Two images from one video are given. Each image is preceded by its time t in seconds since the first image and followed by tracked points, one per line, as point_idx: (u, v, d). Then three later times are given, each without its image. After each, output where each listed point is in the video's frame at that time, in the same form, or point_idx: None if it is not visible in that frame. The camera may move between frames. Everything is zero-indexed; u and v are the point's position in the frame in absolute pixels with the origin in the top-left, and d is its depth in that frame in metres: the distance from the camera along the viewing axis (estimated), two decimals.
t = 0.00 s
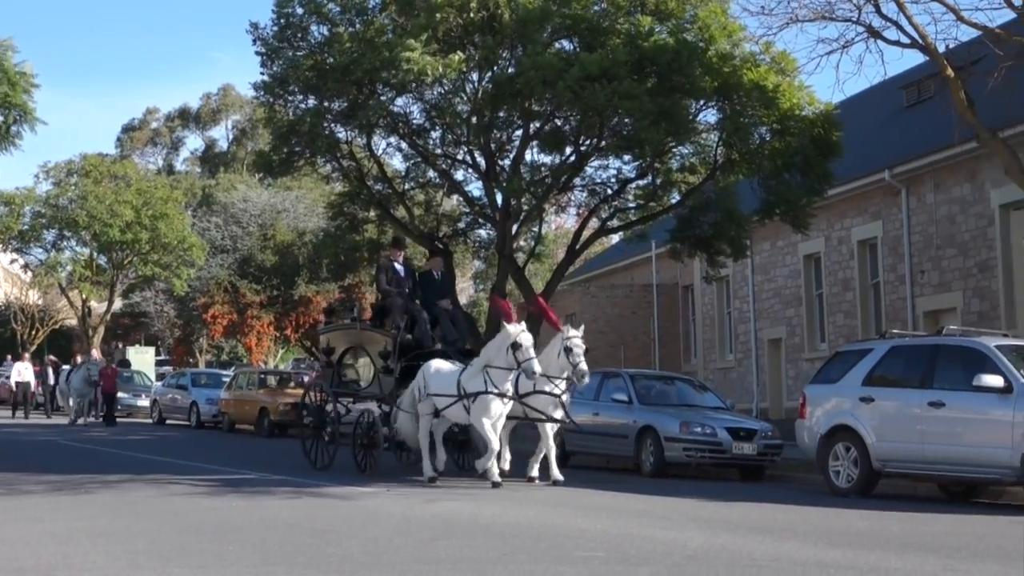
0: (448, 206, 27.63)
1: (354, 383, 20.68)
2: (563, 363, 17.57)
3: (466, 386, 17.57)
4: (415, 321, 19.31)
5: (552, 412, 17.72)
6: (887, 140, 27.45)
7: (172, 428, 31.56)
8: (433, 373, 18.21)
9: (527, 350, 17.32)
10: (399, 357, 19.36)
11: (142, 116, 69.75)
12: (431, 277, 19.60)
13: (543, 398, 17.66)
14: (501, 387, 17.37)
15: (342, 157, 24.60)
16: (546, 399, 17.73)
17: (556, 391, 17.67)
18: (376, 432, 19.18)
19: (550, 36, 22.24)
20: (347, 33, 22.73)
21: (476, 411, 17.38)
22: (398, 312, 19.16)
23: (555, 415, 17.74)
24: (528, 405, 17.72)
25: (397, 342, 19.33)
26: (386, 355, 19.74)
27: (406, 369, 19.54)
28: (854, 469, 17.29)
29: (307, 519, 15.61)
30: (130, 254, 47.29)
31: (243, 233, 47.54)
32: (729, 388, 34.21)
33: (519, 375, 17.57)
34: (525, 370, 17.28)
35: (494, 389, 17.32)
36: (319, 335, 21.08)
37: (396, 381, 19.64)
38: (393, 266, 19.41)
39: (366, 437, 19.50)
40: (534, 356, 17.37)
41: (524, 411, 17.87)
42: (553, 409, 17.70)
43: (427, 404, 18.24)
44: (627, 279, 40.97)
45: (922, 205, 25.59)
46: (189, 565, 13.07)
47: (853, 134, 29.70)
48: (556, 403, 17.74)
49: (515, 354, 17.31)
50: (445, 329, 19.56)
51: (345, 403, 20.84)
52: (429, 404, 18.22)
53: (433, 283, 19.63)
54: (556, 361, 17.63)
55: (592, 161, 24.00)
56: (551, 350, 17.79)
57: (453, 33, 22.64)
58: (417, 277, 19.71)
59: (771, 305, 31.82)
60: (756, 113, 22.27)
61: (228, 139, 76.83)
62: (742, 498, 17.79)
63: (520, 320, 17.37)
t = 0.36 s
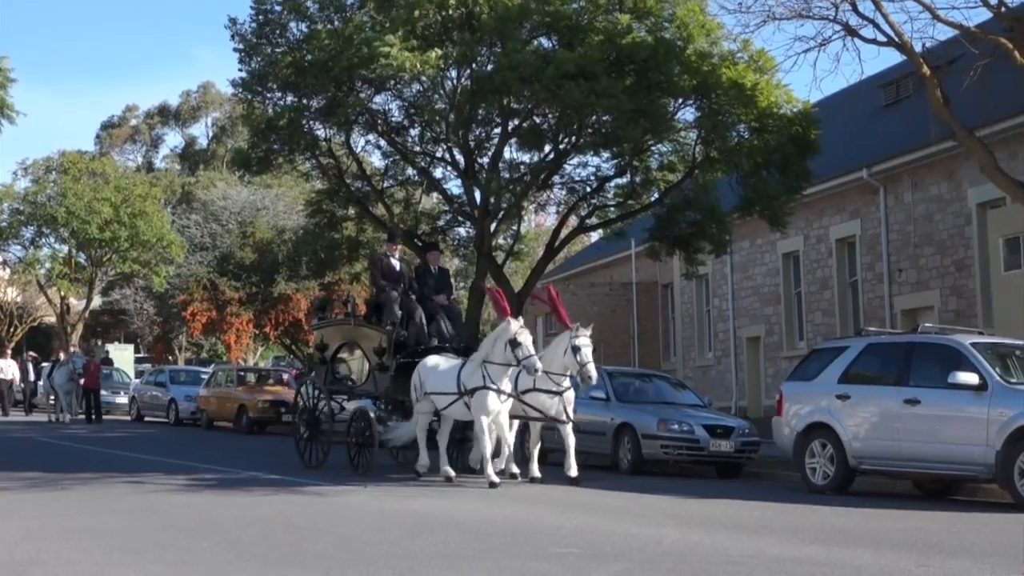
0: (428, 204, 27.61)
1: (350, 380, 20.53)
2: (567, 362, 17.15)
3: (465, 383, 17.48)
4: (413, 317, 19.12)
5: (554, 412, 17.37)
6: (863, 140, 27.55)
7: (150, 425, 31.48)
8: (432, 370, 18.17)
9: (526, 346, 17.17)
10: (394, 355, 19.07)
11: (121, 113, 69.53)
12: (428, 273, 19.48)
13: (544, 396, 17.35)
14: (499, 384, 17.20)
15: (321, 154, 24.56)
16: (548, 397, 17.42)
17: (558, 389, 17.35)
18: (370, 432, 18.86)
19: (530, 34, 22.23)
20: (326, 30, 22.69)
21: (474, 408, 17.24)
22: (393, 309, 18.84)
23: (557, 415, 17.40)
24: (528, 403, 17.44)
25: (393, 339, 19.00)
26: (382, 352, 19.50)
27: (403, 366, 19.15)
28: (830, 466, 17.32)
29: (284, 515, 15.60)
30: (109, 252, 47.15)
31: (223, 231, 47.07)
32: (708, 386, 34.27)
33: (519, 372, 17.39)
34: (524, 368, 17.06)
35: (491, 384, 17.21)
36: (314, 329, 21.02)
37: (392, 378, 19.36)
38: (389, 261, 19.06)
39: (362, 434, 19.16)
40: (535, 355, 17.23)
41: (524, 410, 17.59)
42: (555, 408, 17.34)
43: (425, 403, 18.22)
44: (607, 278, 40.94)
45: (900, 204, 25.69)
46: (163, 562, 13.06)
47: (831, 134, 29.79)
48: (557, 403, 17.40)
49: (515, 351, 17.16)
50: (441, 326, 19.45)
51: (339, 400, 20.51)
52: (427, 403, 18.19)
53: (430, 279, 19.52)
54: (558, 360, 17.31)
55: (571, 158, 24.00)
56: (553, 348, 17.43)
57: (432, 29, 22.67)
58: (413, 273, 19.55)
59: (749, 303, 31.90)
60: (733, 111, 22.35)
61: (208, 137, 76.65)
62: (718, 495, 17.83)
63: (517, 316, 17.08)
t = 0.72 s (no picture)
0: (408, 198, 27.59)
1: (340, 373, 19.82)
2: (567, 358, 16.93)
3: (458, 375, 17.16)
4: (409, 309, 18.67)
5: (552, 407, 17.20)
6: (845, 137, 27.56)
7: (129, 417, 31.43)
8: (427, 359, 17.81)
9: (526, 338, 16.83)
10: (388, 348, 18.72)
11: (103, 105, 69.36)
12: (426, 263, 18.94)
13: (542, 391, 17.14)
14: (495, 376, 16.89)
15: (302, 146, 24.53)
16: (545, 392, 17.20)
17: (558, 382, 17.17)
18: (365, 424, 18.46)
19: (510, 28, 22.22)
20: (307, 22, 22.65)
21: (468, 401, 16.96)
22: (390, 299, 18.45)
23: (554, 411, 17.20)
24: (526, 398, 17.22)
25: (389, 331, 18.67)
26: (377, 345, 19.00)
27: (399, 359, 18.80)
28: (804, 462, 17.37)
29: (257, 508, 15.58)
30: (89, 243, 46.82)
31: (205, 223, 47.16)
32: (688, 382, 34.31)
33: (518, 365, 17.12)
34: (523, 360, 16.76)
35: (487, 377, 16.91)
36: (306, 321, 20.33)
37: (388, 371, 18.85)
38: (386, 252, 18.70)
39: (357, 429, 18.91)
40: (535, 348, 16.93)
41: (523, 404, 17.39)
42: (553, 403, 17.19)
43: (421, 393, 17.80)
44: (589, 273, 40.92)
45: (881, 201, 25.73)
46: (133, 553, 13.03)
47: (813, 130, 29.81)
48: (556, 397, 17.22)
49: (515, 342, 16.85)
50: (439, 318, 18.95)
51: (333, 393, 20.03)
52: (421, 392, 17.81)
53: (427, 270, 19.01)
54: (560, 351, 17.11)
55: (552, 153, 24.00)
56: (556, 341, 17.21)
57: (411, 24, 22.61)
58: (411, 262, 19.05)
59: (730, 299, 31.94)
60: (714, 107, 22.37)
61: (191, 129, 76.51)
62: (694, 490, 17.85)
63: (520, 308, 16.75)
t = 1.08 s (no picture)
0: (388, 189, 27.60)
1: (331, 364, 19.71)
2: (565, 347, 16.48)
3: (455, 362, 16.82)
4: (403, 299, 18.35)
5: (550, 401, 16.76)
6: (826, 132, 27.61)
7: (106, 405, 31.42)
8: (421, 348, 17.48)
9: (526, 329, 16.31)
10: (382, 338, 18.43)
11: (85, 92, 69.16)
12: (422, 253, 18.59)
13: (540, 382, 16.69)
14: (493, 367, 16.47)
15: (282, 135, 24.52)
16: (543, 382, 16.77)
17: (556, 374, 16.69)
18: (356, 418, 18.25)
19: (491, 20, 22.23)
20: (287, 11, 22.62)
21: (464, 389, 16.60)
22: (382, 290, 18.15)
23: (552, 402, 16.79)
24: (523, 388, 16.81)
25: (383, 322, 18.31)
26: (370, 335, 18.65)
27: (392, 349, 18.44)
28: (774, 456, 17.45)
29: (227, 497, 15.60)
30: (70, 230, 46.50)
31: (186, 212, 45.40)
32: (666, 375, 34.40)
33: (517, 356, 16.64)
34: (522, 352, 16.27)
35: (483, 366, 16.52)
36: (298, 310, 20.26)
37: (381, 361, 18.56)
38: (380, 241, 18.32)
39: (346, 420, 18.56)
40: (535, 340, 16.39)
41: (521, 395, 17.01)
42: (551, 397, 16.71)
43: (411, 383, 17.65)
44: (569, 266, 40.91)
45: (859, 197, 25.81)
46: (99, 542, 13.05)
47: (793, 125, 29.86)
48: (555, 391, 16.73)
49: (514, 334, 16.35)
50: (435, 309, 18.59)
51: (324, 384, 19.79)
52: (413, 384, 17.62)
53: (423, 259, 18.65)
54: (559, 343, 16.59)
55: (532, 146, 24.03)
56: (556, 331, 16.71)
57: (391, 15, 22.54)
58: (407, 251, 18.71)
59: (709, 293, 32.02)
60: (694, 100, 22.39)
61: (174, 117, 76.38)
62: (665, 483, 17.92)
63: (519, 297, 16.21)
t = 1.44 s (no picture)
0: (369, 179, 27.57)
1: (329, 355, 19.66)
2: (571, 339, 16.38)
3: (455, 355, 16.59)
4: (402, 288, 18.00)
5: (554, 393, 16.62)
6: (806, 124, 27.65)
7: (86, 395, 31.38)
8: (423, 342, 17.38)
9: (531, 325, 15.94)
10: (380, 328, 18.24)
11: (67, 80, 68.94)
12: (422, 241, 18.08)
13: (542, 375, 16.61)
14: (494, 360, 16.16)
15: (263, 124, 24.47)
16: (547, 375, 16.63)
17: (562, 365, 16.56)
18: (353, 409, 18.02)
19: (472, 10, 22.20)
20: None
21: (464, 383, 16.30)
22: (382, 279, 17.67)
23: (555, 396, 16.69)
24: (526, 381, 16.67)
25: (381, 310, 17.97)
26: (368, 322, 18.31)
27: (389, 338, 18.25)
28: (751, 446, 17.51)
29: (203, 486, 15.59)
30: (50, 219, 46.25)
31: (168, 201, 45.24)
32: (647, 365, 34.46)
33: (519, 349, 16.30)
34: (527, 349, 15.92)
35: (484, 361, 16.19)
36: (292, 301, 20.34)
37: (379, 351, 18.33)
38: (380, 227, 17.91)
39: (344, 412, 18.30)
40: (539, 335, 16.07)
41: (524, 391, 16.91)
42: (556, 388, 16.59)
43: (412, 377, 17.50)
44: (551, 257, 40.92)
45: (839, 188, 25.88)
46: (73, 530, 13.03)
47: (774, 116, 29.92)
48: (559, 381, 16.62)
49: (518, 328, 15.97)
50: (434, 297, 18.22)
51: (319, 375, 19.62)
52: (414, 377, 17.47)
53: (423, 247, 18.13)
54: (565, 336, 16.49)
55: (514, 136, 24.03)
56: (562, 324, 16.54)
57: (372, 4, 22.47)
58: (407, 236, 18.16)
59: (690, 284, 32.08)
60: (675, 92, 22.41)
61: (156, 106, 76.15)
62: (643, 473, 17.96)
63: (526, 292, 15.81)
